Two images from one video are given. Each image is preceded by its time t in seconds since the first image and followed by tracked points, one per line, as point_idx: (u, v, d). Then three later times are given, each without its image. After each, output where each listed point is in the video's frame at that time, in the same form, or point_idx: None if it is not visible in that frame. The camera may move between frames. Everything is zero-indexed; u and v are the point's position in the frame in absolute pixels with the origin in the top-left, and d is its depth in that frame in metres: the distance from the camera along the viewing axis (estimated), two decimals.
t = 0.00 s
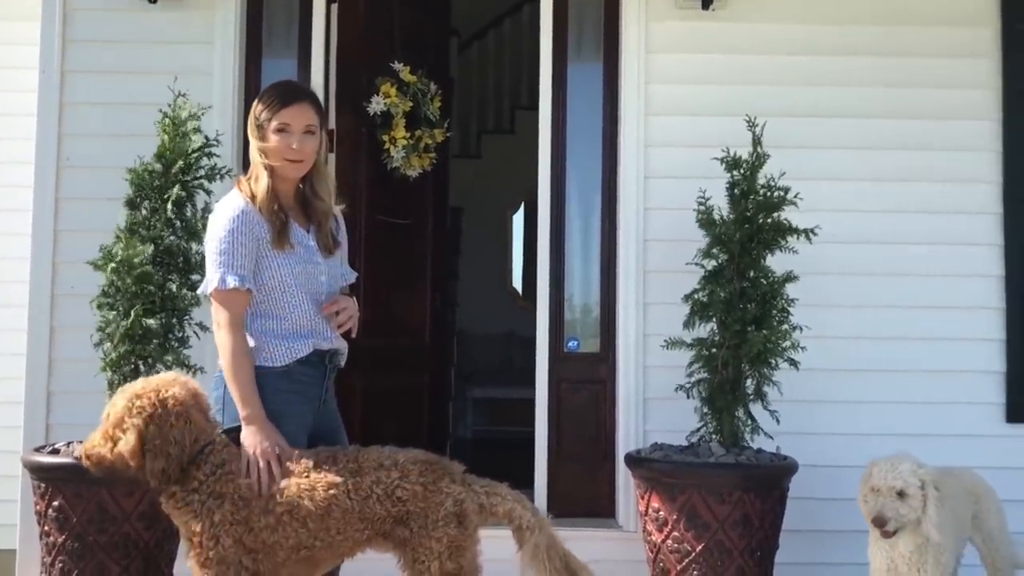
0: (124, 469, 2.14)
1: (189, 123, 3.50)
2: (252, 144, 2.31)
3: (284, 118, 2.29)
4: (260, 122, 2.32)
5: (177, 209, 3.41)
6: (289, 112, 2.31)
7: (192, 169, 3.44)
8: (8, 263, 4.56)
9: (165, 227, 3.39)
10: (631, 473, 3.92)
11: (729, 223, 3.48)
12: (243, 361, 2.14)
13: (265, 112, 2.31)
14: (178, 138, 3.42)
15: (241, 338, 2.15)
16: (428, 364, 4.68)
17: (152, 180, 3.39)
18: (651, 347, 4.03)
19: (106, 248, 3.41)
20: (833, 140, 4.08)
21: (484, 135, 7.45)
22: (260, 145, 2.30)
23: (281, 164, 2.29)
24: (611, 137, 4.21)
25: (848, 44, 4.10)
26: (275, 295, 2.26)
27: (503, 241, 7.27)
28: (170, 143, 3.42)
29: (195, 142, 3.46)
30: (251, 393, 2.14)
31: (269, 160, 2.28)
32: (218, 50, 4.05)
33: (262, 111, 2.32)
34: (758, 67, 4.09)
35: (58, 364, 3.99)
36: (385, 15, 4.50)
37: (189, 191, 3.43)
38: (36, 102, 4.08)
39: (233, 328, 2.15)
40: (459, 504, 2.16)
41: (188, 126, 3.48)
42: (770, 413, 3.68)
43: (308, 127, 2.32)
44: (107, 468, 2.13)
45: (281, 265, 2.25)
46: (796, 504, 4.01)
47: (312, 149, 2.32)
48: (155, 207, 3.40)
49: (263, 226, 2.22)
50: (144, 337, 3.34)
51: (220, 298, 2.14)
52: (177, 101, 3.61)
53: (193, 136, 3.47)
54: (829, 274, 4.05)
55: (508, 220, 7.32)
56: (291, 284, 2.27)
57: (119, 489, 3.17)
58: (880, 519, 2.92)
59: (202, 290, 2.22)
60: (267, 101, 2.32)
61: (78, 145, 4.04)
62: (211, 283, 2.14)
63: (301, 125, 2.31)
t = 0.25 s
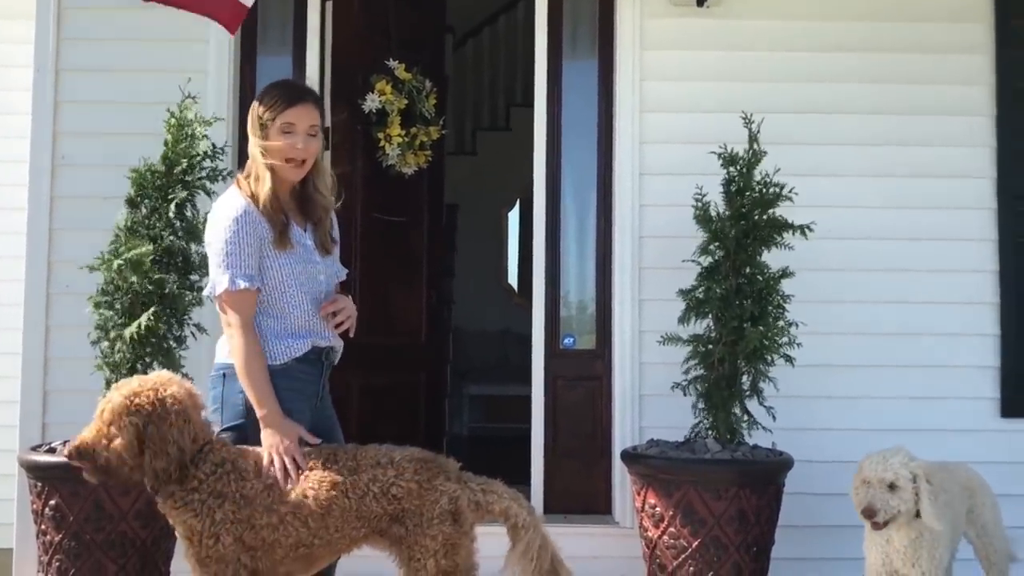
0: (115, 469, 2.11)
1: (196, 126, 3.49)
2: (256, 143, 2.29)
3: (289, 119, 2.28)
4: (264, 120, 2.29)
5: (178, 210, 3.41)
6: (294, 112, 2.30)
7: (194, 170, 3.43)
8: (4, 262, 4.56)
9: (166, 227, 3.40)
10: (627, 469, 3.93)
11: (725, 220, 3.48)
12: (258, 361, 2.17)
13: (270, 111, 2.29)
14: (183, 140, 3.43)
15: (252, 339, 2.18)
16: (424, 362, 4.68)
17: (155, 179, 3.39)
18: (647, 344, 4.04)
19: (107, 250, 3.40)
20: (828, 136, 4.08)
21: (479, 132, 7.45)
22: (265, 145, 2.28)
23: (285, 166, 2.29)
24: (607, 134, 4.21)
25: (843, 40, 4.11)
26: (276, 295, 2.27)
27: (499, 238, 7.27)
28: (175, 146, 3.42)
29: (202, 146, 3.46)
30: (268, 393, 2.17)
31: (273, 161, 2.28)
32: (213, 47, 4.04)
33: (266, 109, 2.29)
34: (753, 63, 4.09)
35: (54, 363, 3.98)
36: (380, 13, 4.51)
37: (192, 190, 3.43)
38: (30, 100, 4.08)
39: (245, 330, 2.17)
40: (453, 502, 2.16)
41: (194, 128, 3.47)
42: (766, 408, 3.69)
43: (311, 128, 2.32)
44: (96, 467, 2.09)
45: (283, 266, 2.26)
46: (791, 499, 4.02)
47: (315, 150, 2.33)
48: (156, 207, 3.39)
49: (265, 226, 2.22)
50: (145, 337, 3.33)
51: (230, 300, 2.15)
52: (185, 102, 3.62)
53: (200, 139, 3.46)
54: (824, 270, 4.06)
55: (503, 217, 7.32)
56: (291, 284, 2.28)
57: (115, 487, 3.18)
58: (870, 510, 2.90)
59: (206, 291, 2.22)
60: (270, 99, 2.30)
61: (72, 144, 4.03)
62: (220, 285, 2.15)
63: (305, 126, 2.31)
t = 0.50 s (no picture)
0: (103, 459, 2.11)
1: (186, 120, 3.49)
2: (279, 137, 2.25)
3: (317, 115, 2.32)
4: (288, 115, 2.28)
5: (169, 205, 3.40)
6: (316, 107, 2.33)
7: (185, 164, 3.42)
8: None
9: (156, 222, 3.37)
10: (621, 463, 3.94)
11: (717, 214, 3.49)
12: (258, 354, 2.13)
13: (296, 106, 2.28)
14: (174, 134, 3.41)
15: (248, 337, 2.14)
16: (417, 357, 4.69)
17: (146, 173, 3.38)
18: (641, 338, 4.04)
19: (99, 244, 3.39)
20: (821, 131, 4.09)
21: (473, 126, 7.44)
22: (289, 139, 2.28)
23: (305, 161, 2.33)
24: (600, 129, 4.21)
25: (836, 34, 4.11)
26: (269, 293, 2.26)
27: (493, 233, 7.26)
28: (165, 139, 3.40)
29: (191, 138, 3.45)
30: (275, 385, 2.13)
31: (297, 156, 2.31)
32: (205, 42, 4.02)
33: (293, 104, 2.28)
34: (746, 58, 4.09)
35: (46, 359, 3.97)
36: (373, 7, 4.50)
37: (182, 185, 3.42)
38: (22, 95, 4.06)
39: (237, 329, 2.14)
40: (448, 496, 2.17)
41: (184, 122, 3.47)
42: (758, 404, 3.68)
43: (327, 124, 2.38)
44: (84, 456, 2.10)
45: (274, 265, 2.25)
46: (785, 493, 4.03)
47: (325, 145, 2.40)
48: (149, 202, 3.38)
49: (257, 225, 2.21)
50: (137, 332, 3.31)
51: (224, 301, 2.13)
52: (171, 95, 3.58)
53: (189, 132, 3.46)
54: (818, 264, 4.06)
55: (498, 212, 7.31)
56: (282, 282, 2.27)
57: (109, 483, 3.17)
58: (860, 501, 2.92)
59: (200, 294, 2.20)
60: (298, 91, 2.29)
61: (65, 139, 4.02)
62: (213, 287, 2.13)
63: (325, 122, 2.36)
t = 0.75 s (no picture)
0: (92, 445, 2.12)
1: (173, 109, 3.47)
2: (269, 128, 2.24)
3: (307, 108, 2.30)
4: (279, 106, 2.26)
5: (156, 194, 3.38)
6: (309, 100, 2.32)
7: (173, 154, 3.40)
8: None
9: (143, 212, 3.36)
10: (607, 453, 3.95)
11: (702, 204, 3.49)
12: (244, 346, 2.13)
13: (288, 98, 2.26)
14: (160, 123, 3.39)
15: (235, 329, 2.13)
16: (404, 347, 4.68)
17: (132, 163, 3.36)
18: (627, 329, 4.05)
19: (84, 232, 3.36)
20: (808, 122, 4.09)
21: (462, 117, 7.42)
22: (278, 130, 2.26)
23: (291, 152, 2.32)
24: (588, 119, 4.20)
25: (824, 25, 4.11)
26: (254, 282, 2.25)
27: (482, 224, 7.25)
28: (151, 129, 3.38)
29: (178, 129, 3.42)
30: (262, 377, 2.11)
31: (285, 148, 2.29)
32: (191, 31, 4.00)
33: (285, 96, 2.26)
34: (734, 48, 4.09)
35: (31, 349, 3.95)
36: None
37: (170, 175, 3.40)
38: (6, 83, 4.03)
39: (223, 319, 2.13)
40: (434, 485, 2.16)
41: (171, 111, 3.45)
42: (744, 394, 3.70)
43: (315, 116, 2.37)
44: (73, 440, 2.12)
45: (259, 255, 2.24)
46: (771, 483, 4.05)
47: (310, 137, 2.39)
48: (134, 191, 3.36)
49: (242, 215, 2.19)
50: (121, 323, 3.29)
51: (211, 292, 2.12)
52: (161, 84, 3.57)
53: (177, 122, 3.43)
54: (805, 255, 4.07)
55: (487, 203, 7.30)
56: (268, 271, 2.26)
57: (93, 473, 3.16)
58: (842, 490, 2.94)
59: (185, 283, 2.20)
60: (292, 83, 2.28)
61: (49, 127, 3.99)
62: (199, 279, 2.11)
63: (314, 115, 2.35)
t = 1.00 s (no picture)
0: (71, 430, 2.07)
1: (156, 94, 3.44)
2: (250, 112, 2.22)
3: (288, 91, 2.29)
4: (261, 89, 2.24)
5: (137, 178, 3.33)
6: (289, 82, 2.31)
7: (155, 139, 3.37)
8: None
9: (123, 196, 3.32)
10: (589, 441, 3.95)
11: (691, 193, 3.48)
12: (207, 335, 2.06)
13: (269, 81, 2.25)
14: (142, 108, 3.37)
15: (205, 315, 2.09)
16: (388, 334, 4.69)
17: (113, 147, 3.33)
18: (611, 318, 4.05)
19: (64, 216, 3.33)
20: (793, 111, 4.09)
21: (448, 105, 7.39)
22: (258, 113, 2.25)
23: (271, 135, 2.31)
24: (573, 107, 4.19)
25: (810, 15, 4.11)
26: (231, 268, 2.23)
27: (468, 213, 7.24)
28: (134, 114, 3.36)
29: (162, 114, 3.40)
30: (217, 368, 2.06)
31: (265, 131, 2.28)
32: (173, 14, 3.96)
33: (266, 79, 2.25)
34: (720, 37, 4.09)
35: (9, 334, 3.92)
36: None
37: (151, 160, 3.36)
38: None
39: (195, 306, 2.08)
40: (414, 472, 2.15)
41: (154, 96, 3.42)
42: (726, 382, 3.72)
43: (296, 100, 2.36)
44: (51, 426, 2.07)
45: (238, 240, 2.22)
46: (752, 471, 4.06)
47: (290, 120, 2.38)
48: (115, 175, 3.33)
49: (220, 199, 2.17)
50: (100, 309, 3.26)
51: (183, 276, 2.08)
52: (143, 70, 3.54)
53: (159, 106, 3.41)
54: (788, 245, 4.08)
55: (472, 191, 7.28)
56: (248, 256, 2.24)
57: (72, 459, 3.13)
58: (814, 477, 2.96)
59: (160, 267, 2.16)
60: (272, 65, 2.26)
61: (29, 111, 3.95)
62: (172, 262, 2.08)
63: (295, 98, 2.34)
